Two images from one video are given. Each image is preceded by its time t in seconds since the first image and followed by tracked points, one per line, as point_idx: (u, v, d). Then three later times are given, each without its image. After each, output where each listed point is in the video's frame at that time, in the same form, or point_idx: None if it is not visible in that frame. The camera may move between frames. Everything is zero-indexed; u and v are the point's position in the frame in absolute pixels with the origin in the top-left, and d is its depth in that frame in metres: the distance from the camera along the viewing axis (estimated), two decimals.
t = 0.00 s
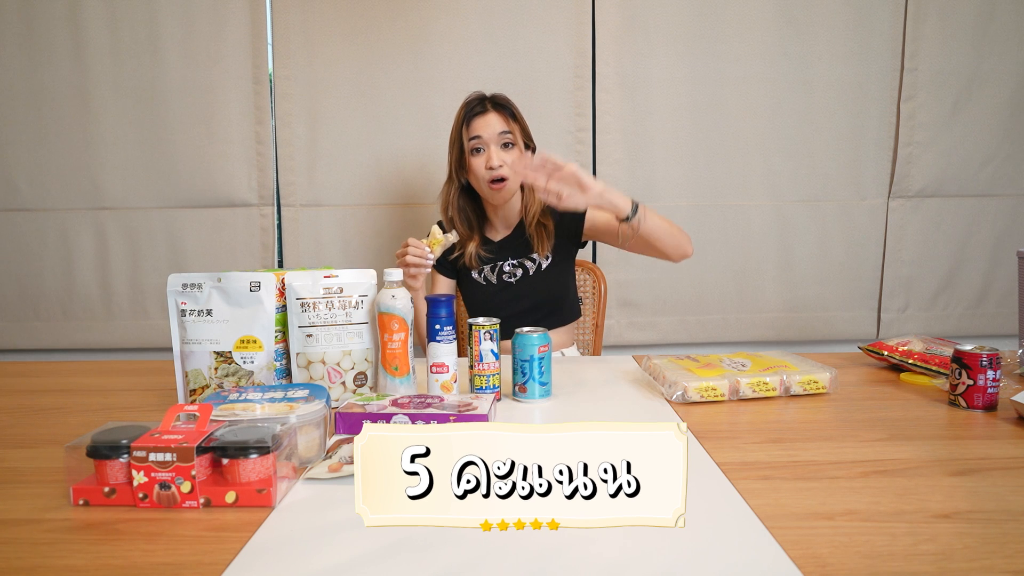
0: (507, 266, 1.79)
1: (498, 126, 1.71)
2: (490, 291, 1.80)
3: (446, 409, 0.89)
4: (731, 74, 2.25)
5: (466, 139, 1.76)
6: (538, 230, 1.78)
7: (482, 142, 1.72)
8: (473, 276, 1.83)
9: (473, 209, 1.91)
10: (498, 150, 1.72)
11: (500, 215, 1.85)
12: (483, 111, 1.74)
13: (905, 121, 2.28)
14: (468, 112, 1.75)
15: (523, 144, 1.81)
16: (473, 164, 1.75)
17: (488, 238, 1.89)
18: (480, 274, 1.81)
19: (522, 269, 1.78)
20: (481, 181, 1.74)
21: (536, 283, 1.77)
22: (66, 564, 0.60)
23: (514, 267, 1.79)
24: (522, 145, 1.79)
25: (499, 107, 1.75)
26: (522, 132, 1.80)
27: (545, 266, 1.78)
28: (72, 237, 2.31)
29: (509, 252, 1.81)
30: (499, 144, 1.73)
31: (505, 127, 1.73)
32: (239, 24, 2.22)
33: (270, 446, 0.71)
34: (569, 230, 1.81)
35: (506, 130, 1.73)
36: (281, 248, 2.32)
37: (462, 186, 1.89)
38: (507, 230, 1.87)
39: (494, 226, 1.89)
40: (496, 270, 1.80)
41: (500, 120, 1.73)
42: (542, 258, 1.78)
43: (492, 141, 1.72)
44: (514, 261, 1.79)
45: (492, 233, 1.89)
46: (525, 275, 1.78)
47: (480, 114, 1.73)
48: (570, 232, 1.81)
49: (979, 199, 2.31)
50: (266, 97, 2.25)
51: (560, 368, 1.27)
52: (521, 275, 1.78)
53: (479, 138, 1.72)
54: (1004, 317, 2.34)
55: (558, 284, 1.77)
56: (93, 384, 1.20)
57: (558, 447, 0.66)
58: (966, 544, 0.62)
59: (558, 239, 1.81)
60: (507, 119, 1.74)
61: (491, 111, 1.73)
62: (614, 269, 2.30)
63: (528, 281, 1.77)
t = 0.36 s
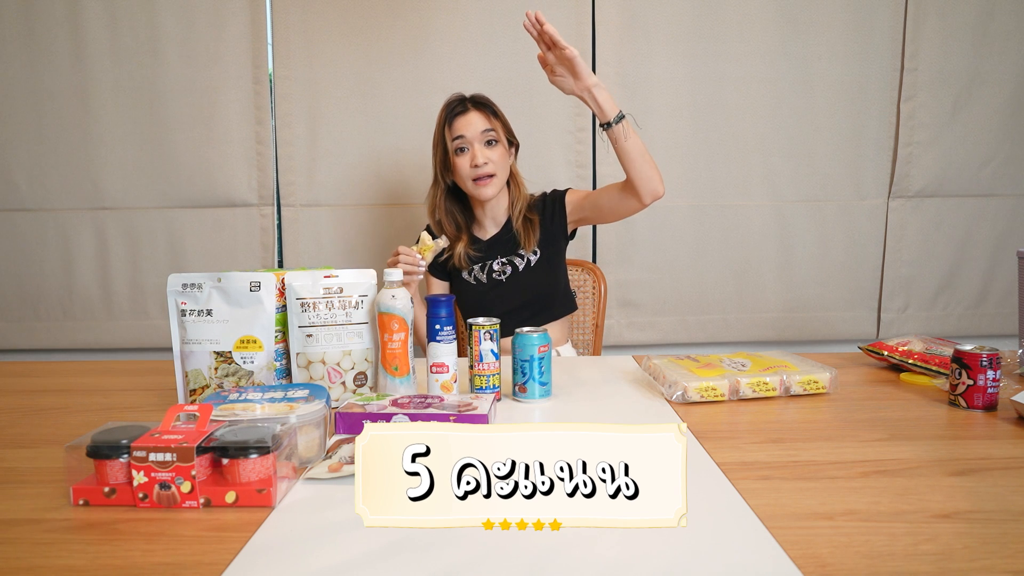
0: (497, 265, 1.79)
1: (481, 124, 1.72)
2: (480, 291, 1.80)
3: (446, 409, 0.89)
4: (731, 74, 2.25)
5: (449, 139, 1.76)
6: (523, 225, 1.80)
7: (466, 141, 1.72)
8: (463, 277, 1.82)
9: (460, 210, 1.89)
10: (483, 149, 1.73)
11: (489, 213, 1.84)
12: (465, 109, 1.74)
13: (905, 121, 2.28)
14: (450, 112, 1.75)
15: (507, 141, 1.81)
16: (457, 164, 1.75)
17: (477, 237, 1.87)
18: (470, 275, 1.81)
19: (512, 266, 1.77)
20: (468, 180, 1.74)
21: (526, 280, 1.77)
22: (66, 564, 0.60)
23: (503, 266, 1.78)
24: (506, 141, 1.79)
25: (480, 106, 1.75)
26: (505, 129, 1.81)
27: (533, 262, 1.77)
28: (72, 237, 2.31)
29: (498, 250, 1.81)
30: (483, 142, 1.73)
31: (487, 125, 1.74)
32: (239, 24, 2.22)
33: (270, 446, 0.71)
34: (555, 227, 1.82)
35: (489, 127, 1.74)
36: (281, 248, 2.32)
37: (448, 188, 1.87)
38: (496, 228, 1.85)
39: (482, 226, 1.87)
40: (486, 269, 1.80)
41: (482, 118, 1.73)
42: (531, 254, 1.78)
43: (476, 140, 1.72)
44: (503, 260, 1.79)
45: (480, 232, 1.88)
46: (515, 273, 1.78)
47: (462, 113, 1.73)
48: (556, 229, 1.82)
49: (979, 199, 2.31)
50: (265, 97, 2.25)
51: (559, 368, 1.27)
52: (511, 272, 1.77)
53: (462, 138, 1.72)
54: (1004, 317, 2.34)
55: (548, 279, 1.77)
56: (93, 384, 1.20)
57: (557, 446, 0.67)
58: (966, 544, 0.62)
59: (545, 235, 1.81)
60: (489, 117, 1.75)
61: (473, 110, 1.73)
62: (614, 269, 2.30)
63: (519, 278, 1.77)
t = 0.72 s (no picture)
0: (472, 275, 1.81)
1: (446, 139, 1.73)
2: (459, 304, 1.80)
3: (446, 409, 0.89)
4: (731, 74, 2.25)
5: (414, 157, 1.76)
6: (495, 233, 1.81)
7: (433, 158, 1.73)
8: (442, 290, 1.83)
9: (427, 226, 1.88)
10: (451, 163, 1.74)
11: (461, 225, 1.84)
12: (426, 126, 1.73)
13: (905, 121, 2.28)
14: (410, 130, 1.74)
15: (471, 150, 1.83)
16: (428, 181, 1.76)
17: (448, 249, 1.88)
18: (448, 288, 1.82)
19: (487, 276, 1.80)
20: (440, 196, 1.76)
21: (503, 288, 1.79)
22: (65, 564, 0.60)
23: (479, 276, 1.80)
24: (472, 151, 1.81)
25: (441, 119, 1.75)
26: (469, 139, 1.80)
27: (508, 270, 1.79)
28: (72, 237, 2.31)
29: (474, 260, 1.83)
30: (450, 156, 1.74)
31: (452, 139, 1.74)
32: (239, 24, 2.22)
33: (270, 446, 0.71)
34: (527, 233, 1.84)
35: (453, 141, 1.74)
36: (281, 248, 2.32)
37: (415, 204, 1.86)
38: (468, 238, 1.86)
39: (453, 238, 1.87)
40: (462, 281, 1.81)
41: (446, 133, 1.73)
42: (505, 262, 1.80)
43: (443, 156, 1.73)
44: (478, 270, 1.81)
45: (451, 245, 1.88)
46: (491, 282, 1.80)
47: (425, 130, 1.73)
48: (528, 235, 1.84)
49: (979, 199, 2.31)
50: (265, 97, 2.25)
51: (559, 368, 1.27)
52: (487, 282, 1.79)
53: (429, 155, 1.73)
54: (1004, 317, 2.34)
55: (525, 286, 1.79)
56: (93, 384, 1.20)
57: (558, 447, 0.67)
58: (966, 544, 0.62)
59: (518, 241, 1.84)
60: (453, 131, 1.75)
61: (435, 125, 1.73)
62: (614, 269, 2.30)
63: (495, 288, 1.79)
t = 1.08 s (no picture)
0: (462, 274, 1.83)
1: (445, 137, 1.73)
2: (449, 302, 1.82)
3: (446, 409, 0.89)
4: (731, 74, 2.25)
5: (410, 154, 1.74)
6: (487, 232, 1.84)
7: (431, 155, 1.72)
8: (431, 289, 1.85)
9: (417, 223, 1.88)
10: (448, 161, 1.74)
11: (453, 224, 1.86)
12: (424, 123, 1.72)
13: (905, 121, 2.28)
14: (408, 126, 1.73)
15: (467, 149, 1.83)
16: (423, 178, 1.75)
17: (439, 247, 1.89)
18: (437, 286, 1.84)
19: (477, 276, 1.82)
20: (434, 194, 1.76)
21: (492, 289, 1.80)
22: (65, 564, 0.60)
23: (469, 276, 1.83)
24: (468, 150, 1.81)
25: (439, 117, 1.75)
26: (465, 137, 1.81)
27: (499, 271, 1.82)
28: (72, 237, 2.31)
29: (465, 261, 1.86)
30: (447, 154, 1.74)
31: (450, 137, 1.74)
32: (238, 24, 2.22)
33: (270, 446, 0.71)
34: (519, 235, 1.86)
35: (451, 139, 1.74)
36: (281, 248, 2.32)
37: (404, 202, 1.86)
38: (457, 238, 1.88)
39: (444, 236, 1.89)
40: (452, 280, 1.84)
41: (444, 130, 1.73)
42: (495, 263, 1.83)
43: (440, 153, 1.73)
44: (468, 270, 1.84)
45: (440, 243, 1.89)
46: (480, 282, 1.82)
47: (423, 127, 1.72)
48: (520, 236, 1.86)
49: (979, 199, 2.31)
50: (265, 97, 2.25)
51: (559, 368, 1.27)
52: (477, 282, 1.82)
53: (426, 152, 1.72)
54: (1004, 317, 2.34)
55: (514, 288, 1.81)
56: (93, 384, 1.20)
57: (558, 446, 0.67)
58: (966, 544, 0.62)
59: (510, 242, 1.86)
60: (451, 128, 1.75)
61: (434, 122, 1.73)
62: (614, 269, 2.30)
63: (485, 288, 1.81)
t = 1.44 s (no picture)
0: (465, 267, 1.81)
1: (465, 121, 1.70)
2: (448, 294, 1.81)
3: (446, 409, 0.89)
4: (731, 74, 2.25)
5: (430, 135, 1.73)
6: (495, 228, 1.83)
7: (449, 137, 1.70)
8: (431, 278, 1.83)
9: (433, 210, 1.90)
10: (466, 145, 1.71)
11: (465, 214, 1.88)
12: (448, 105, 1.72)
13: (905, 121, 2.28)
14: (432, 108, 1.72)
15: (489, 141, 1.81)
16: (439, 159, 1.73)
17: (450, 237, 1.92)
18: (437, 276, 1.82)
19: (480, 272, 1.80)
20: (448, 176, 1.73)
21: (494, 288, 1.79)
22: (66, 564, 0.60)
23: (472, 270, 1.80)
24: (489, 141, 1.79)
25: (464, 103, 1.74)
26: (487, 127, 1.79)
27: (502, 270, 1.81)
28: (72, 237, 2.31)
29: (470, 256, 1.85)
30: (466, 139, 1.71)
31: (471, 122, 1.72)
32: (238, 24, 2.22)
33: (270, 446, 0.71)
34: (528, 237, 1.84)
35: (472, 125, 1.72)
36: (281, 248, 2.32)
37: (422, 185, 1.86)
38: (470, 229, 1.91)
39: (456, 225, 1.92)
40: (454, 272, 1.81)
41: (466, 114, 1.72)
42: (499, 261, 1.82)
43: (459, 137, 1.71)
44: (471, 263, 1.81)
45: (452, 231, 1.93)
46: (483, 279, 1.81)
47: (446, 108, 1.71)
48: (528, 239, 1.84)
49: (979, 199, 2.31)
50: (265, 97, 2.25)
51: (559, 368, 1.27)
52: (479, 278, 1.80)
53: (445, 133, 1.70)
54: (1005, 317, 2.34)
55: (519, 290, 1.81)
56: (93, 384, 1.20)
57: (558, 447, 0.66)
58: (966, 544, 0.62)
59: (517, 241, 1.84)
60: (473, 115, 1.73)
61: (457, 106, 1.72)
62: (614, 269, 2.30)
63: (487, 285, 1.80)
